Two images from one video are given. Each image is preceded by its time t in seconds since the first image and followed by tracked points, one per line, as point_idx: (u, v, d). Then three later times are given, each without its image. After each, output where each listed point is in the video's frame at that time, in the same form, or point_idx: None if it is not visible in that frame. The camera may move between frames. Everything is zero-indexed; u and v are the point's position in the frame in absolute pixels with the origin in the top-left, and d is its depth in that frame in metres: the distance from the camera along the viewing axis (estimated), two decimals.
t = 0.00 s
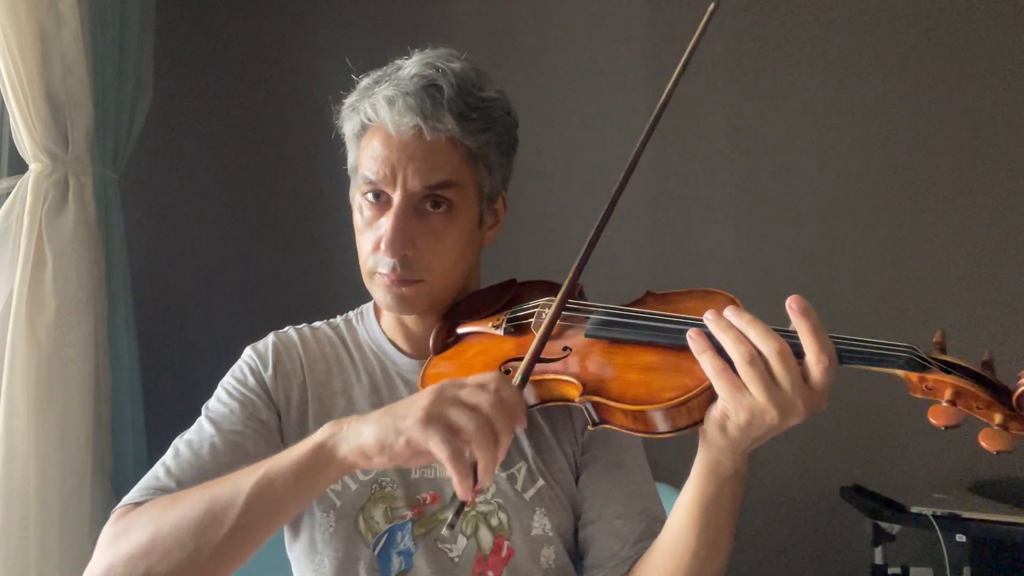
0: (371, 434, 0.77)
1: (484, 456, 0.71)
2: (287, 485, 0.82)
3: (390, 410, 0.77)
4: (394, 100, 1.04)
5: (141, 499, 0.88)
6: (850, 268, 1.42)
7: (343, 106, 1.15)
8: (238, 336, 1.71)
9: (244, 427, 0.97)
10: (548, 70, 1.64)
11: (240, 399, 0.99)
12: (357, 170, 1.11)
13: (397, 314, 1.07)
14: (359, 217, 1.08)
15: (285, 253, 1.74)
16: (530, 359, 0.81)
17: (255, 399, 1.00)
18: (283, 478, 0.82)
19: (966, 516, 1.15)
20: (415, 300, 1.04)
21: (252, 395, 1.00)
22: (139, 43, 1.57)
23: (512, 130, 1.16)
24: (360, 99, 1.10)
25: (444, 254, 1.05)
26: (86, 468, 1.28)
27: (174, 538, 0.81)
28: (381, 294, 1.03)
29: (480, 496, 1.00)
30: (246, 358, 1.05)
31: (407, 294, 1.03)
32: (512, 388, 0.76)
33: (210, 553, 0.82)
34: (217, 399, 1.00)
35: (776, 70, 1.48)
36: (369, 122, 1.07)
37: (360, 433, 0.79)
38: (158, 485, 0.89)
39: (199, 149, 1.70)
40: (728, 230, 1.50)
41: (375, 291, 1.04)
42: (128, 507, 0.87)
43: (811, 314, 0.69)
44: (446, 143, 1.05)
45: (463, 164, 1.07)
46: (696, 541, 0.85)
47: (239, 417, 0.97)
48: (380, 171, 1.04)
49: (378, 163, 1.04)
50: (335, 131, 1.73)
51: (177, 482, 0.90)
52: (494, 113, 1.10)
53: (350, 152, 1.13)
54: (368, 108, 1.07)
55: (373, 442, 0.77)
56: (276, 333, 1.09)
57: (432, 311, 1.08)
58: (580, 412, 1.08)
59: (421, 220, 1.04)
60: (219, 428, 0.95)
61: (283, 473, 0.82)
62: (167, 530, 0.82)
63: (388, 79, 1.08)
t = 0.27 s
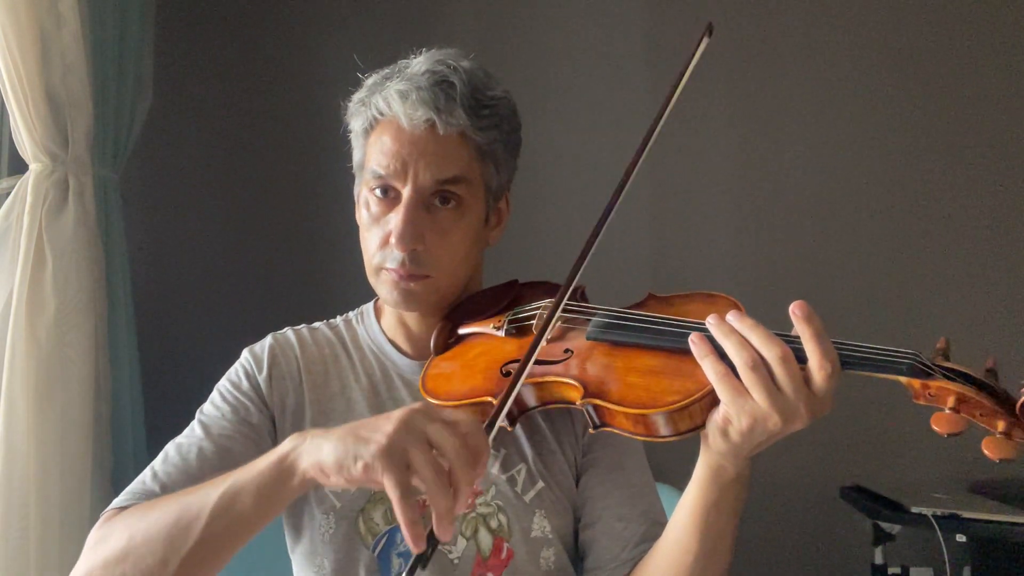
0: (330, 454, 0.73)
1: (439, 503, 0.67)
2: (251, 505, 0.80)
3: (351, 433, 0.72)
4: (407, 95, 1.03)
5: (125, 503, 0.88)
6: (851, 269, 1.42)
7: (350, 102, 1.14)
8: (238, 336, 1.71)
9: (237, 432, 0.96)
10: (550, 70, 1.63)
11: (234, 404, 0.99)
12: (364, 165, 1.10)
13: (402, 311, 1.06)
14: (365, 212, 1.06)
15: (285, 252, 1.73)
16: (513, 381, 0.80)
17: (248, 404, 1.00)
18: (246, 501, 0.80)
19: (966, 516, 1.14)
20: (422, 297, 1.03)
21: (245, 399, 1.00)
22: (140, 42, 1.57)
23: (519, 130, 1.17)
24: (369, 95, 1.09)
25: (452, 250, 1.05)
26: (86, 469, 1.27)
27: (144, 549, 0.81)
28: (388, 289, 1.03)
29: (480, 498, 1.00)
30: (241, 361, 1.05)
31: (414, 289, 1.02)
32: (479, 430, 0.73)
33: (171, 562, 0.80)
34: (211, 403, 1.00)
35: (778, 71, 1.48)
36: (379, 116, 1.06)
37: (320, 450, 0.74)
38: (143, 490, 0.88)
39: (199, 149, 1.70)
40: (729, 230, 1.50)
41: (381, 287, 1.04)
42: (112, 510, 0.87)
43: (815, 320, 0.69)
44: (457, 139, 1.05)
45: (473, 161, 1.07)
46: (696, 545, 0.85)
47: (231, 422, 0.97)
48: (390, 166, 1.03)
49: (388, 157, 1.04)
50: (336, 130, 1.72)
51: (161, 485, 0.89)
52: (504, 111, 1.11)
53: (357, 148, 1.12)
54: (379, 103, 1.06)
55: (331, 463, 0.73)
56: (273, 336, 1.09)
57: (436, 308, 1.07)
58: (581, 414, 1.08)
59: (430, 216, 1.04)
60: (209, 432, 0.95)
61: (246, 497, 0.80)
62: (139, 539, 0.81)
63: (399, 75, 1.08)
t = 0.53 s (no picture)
0: (367, 411, 0.77)
1: (477, 440, 0.72)
2: (286, 467, 0.82)
3: (387, 389, 0.77)
4: (398, 107, 1.03)
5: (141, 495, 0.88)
6: (849, 269, 1.42)
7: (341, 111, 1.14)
8: (238, 335, 1.71)
9: (246, 425, 0.97)
10: (548, 70, 1.63)
11: (242, 398, 1.00)
12: (358, 175, 1.10)
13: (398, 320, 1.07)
14: (360, 223, 1.07)
15: (285, 252, 1.73)
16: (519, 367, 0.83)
17: (256, 397, 1.00)
18: (279, 464, 0.82)
19: (966, 516, 1.15)
20: (418, 307, 1.04)
21: (253, 392, 1.01)
22: (139, 42, 1.57)
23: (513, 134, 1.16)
24: (361, 104, 1.09)
25: (448, 259, 1.05)
26: (86, 468, 1.28)
27: (176, 526, 0.81)
28: (383, 300, 1.03)
29: (478, 499, 1.00)
30: (246, 356, 1.05)
31: (410, 300, 1.03)
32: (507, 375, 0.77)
33: (202, 536, 0.81)
34: (219, 397, 1.01)
35: (777, 71, 1.47)
36: (371, 127, 1.06)
37: (357, 408, 0.79)
38: (159, 480, 0.89)
39: (199, 149, 1.70)
40: (728, 230, 1.50)
41: (376, 298, 1.04)
42: (129, 503, 0.87)
43: (812, 326, 0.68)
44: (451, 150, 1.05)
45: (468, 170, 1.07)
46: (692, 547, 0.85)
47: (240, 415, 0.97)
48: (383, 177, 1.03)
49: (381, 169, 1.03)
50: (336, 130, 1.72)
51: (177, 476, 0.89)
52: (498, 117, 1.10)
53: (350, 156, 1.12)
54: (370, 114, 1.06)
55: (370, 419, 0.77)
56: (276, 331, 1.09)
57: (433, 316, 1.08)
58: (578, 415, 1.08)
59: (426, 227, 1.04)
60: (219, 425, 0.96)
61: (279, 459, 0.82)
62: (168, 518, 0.82)
63: (390, 84, 1.07)
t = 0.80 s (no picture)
0: (361, 454, 0.75)
1: (477, 479, 0.68)
2: (279, 505, 0.80)
3: (382, 431, 0.74)
4: (407, 100, 1.03)
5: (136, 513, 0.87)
6: (851, 268, 1.42)
7: (347, 106, 1.13)
8: (239, 334, 1.71)
9: (243, 435, 0.96)
10: (549, 70, 1.63)
11: (239, 406, 0.99)
12: (364, 170, 1.09)
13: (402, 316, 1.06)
14: (365, 217, 1.06)
15: (286, 252, 1.73)
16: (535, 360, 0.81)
17: (253, 406, 0.99)
18: (274, 501, 0.80)
19: (966, 516, 1.14)
20: (423, 303, 1.04)
21: (249, 401, 1.00)
22: (139, 41, 1.56)
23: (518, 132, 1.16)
24: (368, 99, 1.08)
25: (454, 255, 1.05)
26: (87, 468, 1.27)
27: (170, 555, 0.80)
28: (389, 296, 1.02)
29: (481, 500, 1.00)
30: (243, 362, 1.05)
31: (416, 295, 1.02)
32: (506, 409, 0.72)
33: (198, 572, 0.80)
34: (216, 406, 1.00)
35: (778, 71, 1.47)
36: (379, 121, 1.06)
37: (351, 452, 0.76)
38: (155, 497, 0.88)
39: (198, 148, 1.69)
40: (729, 230, 1.50)
41: (382, 294, 1.03)
42: (124, 521, 0.86)
43: (820, 327, 0.68)
44: (458, 144, 1.05)
45: (474, 165, 1.07)
46: (696, 548, 0.85)
47: (237, 425, 0.96)
48: (391, 171, 1.03)
49: (389, 163, 1.03)
50: (337, 130, 1.72)
51: (173, 493, 0.88)
52: (504, 114, 1.11)
53: (356, 152, 1.11)
54: (378, 108, 1.05)
55: (363, 462, 0.74)
56: (274, 336, 1.08)
57: (437, 312, 1.07)
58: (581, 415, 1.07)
59: (432, 222, 1.03)
60: (216, 436, 0.95)
61: (273, 495, 0.80)
62: (160, 547, 0.81)
63: (398, 79, 1.07)
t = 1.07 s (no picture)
0: (331, 453, 0.73)
1: (442, 498, 0.66)
2: (255, 506, 0.79)
3: (353, 432, 0.71)
4: (411, 97, 1.03)
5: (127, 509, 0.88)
6: (852, 269, 1.42)
7: (349, 103, 1.13)
8: (239, 333, 1.71)
9: (236, 435, 0.96)
10: (550, 69, 1.63)
11: (233, 406, 0.99)
12: (366, 167, 1.09)
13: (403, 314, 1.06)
14: (367, 214, 1.06)
15: (286, 252, 1.73)
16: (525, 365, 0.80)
17: (247, 406, 1.00)
18: (249, 503, 0.80)
19: (966, 516, 1.15)
20: (426, 300, 1.03)
21: (244, 400, 1.00)
22: (139, 40, 1.56)
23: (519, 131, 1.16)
24: (371, 96, 1.08)
25: (456, 252, 1.05)
26: (86, 469, 1.27)
27: (152, 550, 0.81)
28: (392, 292, 1.02)
29: (480, 500, 1.00)
30: (241, 361, 1.05)
31: (419, 292, 1.02)
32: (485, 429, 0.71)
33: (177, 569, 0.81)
34: (212, 405, 1.00)
35: (779, 71, 1.47)
36: (382, 118, 1.06)
37: (322, 450, 0.74)
38: (145, 495, 0.88)
39: (199, 147, 1.69)
40: (730, 229, 1.50)
41: (385, 291, 1.03)
42: (115, 517, 0.87)
43: (822, 328, 0.68)
44: (462, 141, 1.05)
45: (477, 163, 1.07)
46: (696, 549, 0.85)
47: (230, 425, 0.97)
48: (394, 168, 1.03)
49: (392, 160, 1.03)
50: (337, 130, 1.72)
51: (164, 490, 0.89)
52: (507, 113, 1.11)
53: (358, 149, 1.11)
54: (381, 104, 1.05)
55: (333, 462, 0.72)
56: (272, 335, 1.08)
57: (439, 310, 1.07)
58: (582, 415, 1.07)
59: (435, 218, 1.03)
60: (210, 435, 0.96)
61: (249, 500, 0.79)
62: (144, 543, 0.81)
63: (402, 76, 1.07)
